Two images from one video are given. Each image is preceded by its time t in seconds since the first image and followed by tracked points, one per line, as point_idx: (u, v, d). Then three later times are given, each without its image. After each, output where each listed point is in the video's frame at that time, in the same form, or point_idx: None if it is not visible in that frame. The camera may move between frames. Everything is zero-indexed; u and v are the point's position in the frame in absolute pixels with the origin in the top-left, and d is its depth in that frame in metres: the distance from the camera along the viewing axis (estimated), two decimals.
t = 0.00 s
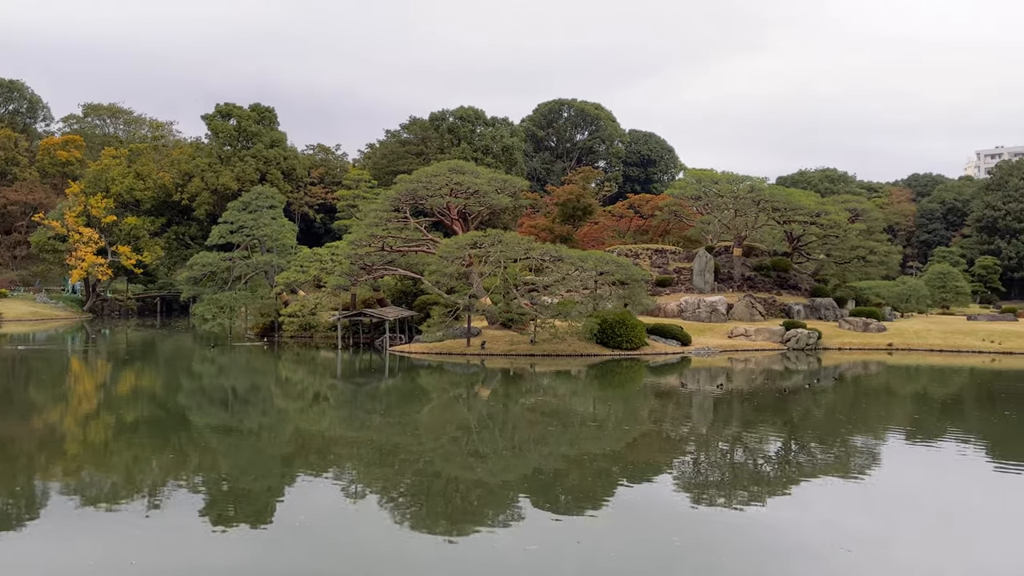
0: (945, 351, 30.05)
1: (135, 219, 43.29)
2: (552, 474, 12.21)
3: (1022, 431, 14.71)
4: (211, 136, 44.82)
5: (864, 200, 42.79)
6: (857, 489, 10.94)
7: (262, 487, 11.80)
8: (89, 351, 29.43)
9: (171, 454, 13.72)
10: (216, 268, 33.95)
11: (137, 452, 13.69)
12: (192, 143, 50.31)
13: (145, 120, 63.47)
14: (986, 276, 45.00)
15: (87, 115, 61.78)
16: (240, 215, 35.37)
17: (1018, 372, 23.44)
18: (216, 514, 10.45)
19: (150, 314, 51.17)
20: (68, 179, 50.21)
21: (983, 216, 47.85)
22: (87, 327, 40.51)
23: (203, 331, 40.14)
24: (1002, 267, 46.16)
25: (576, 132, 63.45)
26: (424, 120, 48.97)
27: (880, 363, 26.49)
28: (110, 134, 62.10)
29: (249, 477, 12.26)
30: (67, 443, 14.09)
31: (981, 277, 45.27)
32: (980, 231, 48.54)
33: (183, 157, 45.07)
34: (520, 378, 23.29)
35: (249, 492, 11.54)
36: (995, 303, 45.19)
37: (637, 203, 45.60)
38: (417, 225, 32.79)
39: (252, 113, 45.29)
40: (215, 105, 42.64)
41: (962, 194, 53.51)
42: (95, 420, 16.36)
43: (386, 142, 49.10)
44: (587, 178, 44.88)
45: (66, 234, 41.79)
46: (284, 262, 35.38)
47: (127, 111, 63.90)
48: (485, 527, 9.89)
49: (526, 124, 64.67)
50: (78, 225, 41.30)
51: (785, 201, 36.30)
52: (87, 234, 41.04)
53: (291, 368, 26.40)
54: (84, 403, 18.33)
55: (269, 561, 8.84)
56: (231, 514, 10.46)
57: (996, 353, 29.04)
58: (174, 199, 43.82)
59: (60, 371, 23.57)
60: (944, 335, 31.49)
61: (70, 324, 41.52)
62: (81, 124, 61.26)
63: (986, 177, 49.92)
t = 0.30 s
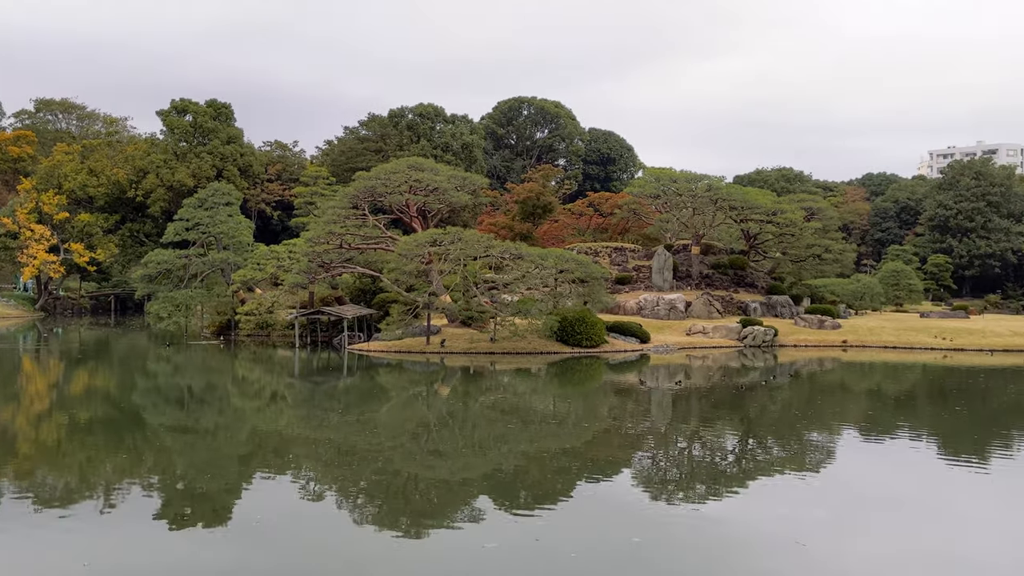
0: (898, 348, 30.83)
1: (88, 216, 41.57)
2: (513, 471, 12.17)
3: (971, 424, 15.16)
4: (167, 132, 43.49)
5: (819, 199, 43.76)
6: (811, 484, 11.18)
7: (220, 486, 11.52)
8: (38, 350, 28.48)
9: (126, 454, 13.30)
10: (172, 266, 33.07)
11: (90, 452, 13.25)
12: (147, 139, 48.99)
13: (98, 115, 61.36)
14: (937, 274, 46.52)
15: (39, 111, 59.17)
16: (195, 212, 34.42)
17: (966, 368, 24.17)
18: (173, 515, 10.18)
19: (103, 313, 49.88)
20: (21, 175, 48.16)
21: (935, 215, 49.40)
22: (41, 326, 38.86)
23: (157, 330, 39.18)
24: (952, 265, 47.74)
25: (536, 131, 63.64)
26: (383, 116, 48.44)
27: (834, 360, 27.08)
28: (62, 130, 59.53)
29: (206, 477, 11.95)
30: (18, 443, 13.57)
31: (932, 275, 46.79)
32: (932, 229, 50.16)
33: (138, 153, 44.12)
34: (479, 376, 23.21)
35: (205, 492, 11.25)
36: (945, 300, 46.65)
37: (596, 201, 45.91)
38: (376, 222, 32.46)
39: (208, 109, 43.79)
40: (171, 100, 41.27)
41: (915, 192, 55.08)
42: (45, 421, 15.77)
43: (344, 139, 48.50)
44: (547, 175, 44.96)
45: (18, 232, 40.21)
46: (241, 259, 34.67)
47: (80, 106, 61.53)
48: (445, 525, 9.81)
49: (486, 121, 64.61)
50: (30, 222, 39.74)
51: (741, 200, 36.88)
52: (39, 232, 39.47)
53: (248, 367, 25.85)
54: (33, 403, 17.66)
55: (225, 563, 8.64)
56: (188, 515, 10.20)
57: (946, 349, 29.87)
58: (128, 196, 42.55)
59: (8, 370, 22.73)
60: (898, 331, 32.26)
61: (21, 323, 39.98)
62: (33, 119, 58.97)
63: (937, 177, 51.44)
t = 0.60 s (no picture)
0: (862, 346, 31.45)
1: (51, 213, 39.97)
2: (480, 470, 12.11)
3: (934, 421, 15.46)
4: (132, 129, 42.29)
5: (785, 198, 44.46)
6: (778, 481, 11.30)
7: (186, 486, 11.29)
8: None
9: (89, 454, 12.98)
10: (136, 264, 32.34)
11: (52, 453, 12.91)
12: (111, 135, 47.82)
13: (61, 111, 59.31)
14: (901, 272, 47.61)
15: None
16: (160, 210, 33.41)
17: (930, 365, 24.68)
18: (138, 515, 9.97)
19: (65, 313, 48.74)
20: None
21: (899, 215, 50.58)
22: None
23: (121, 329, 38.40)
24: (916, 264, 48.87)
25: (505, 129, 63.61)
26: (351, 114, 48.09)
27: (800, 358, 27.52)
28: (23, 127, 57.03)
29: (172, 477, 11.70)
30: None
31: (896, 273, 47.90)
32: (896, 229, 51.37)
33: (102, 150, 43.36)
34: (448, 375, 23.13)
35: (170, 492, 11.01)
36: (909, 298, 47.74)
37: (565, 199, 46.03)
38: (343, 220, 32.06)
39: (173, 105, 42.55)
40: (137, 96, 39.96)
41: (879, 192, 56.31)
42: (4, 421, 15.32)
43: (311, 136, 47.95)
44: (516, 173, 44.87)
45: None
46: (206, 257, 34.01)
47: (42, 102, 59.20)
48: (411, 524, 9.72)
49: (454, 119, 64.48)
50: None
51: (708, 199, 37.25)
52: None
53: (214, 366, 25.41)
54: None
55: (188, 565, 8.44)
56: (153, 514, 10.00)
57: (910, 347, 30.44)
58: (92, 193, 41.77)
59: None
60: (863, 330, 32.84)
61: None
62: None
63: (901, 177, 52.64)
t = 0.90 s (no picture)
0: (834, 344, 31.91)
1: (20, 211, 38.07)
2: (455, 469, 12.05)
3: (904, 418, 15.71)
4: (102, 126, 41.33)
5: (758, 198, 44.95)
6: (751, 478, 11.41)
7: (159, 486, 11.13)
8: None
9: (60, 455, 12.73)
10: (108, 262, 31.70)
11: (22, 453, 12.65)
12: (82, 132, 46.85)
13: (32, 109, 57.80)
14: (874, 271, 48.41)
15: None
16: (132, 207, 32.91)
17: (901, 363, 25.10)
18: (110, 515, 9.81)
19: (35, 313, 47.70)
20: None
21: (871, 214, 51.38)
22: None
23: (91, 327, 37.61)
24: (888, 263, 49.75)
25: (480, 127, 63.69)
26: (325, 112, 47.51)
27: (773, 356, 27.86)
28: None
29: (145, 477, 11.52)
30: None
31: (868, 272, 48.70)
32: (868, 228, 52.23)
33: (72, 147, 42.47)
34: (423, 373, 23.04)
35: (142, 492, 10.83)
36: (881, 296, 48.57)
37: (540, 198, 46.10)
38: (318, 218, 31.72)
39: (145, 103, 41.68)
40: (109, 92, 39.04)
41: (851, 192, 57.18)
42: None
43: (284, 134, 47.40)
44: (492, 172, 45.03)
45: None
46: (179, 256, 33.48)
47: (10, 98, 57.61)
48: (386, 523, 9.63)
49: (429, 118, 64.10)
50: None
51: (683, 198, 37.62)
52: None
53: (187, 365, 25.04)
54: None
55: (158, 567, 8.28)
56: (126, 515, 9.84)
57: (882, 345, 30.92)
58: (62, 191, 41.00)
59: None
60: (835, 328, 33.31)
61: None
62: None
63: (873, 177, 53.52)
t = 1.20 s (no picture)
0: (794, 343, 32.53)
1: None
2: (419, 469, 11.96)
3: (862, 416, 16.09)
4: (60, 123, 40.38)
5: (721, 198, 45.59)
6: (714, 477, 11.55)
7: (118, 488, 10.89)
8: None
9: (15, 457, 12.40)
10: (65, 262, 30.71)
11: None
12: (38, 129, 45.49)
13: None
14: (833, 271, 49.51)
15: None
16: (90, 206, 32.04)
17: (860, 362, 25.70)
18: (67, 519, 9.59)
19: None
20: None
21: (831, 215, 52.48)
22: None
23: (48, 327, 36.53)
24: (847, 263, 50.92)
25: (445, 126, 63.57)
26: (287, 109, 46.79)
27: (735, 355, 28.32)
28: None
29: (103, 479, 11.27)
30: None
31: (828, 272, 49.77)
32: (829, 228, 53.34)
33: (27, 143, 40.75)
34: (386, 373, 22.87)
35: (101, 494, 10.60)
36: (841, 296, 49.70)
37: (505, 198, 46.07)
38: (280, 217, 31.05)
39: (103, 100, 40.46)
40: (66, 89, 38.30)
41: (811, 192, 58.32)
42: None
43: (246, 132, 46.49)
44: (456, 172, 45.00)
45: None
46: (139, 255, 32.66)
47: None
48: (349, 524, 9.53)
49: (392, 116, 63.74)
50: None
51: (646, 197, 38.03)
52: None
53: (146, 365, 24.48)
54: None
55: (114, 569, 8.10)
56: (82, 518, 9.62)
57: (841, 344, 31.62)
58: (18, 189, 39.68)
59: None
60: (796, 327, 33.99)
61: None
62: None
63: (833, 178, 54.73)
